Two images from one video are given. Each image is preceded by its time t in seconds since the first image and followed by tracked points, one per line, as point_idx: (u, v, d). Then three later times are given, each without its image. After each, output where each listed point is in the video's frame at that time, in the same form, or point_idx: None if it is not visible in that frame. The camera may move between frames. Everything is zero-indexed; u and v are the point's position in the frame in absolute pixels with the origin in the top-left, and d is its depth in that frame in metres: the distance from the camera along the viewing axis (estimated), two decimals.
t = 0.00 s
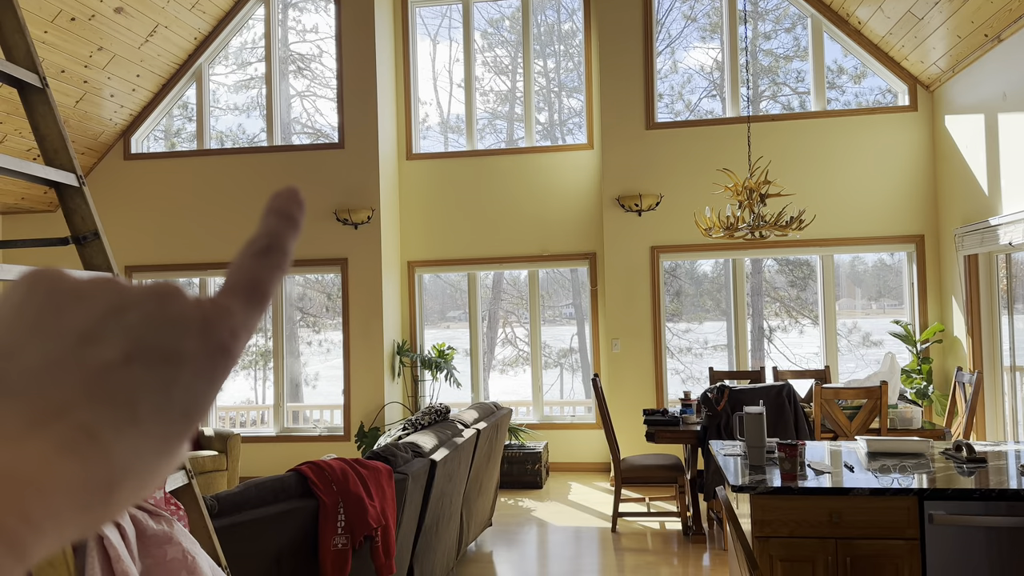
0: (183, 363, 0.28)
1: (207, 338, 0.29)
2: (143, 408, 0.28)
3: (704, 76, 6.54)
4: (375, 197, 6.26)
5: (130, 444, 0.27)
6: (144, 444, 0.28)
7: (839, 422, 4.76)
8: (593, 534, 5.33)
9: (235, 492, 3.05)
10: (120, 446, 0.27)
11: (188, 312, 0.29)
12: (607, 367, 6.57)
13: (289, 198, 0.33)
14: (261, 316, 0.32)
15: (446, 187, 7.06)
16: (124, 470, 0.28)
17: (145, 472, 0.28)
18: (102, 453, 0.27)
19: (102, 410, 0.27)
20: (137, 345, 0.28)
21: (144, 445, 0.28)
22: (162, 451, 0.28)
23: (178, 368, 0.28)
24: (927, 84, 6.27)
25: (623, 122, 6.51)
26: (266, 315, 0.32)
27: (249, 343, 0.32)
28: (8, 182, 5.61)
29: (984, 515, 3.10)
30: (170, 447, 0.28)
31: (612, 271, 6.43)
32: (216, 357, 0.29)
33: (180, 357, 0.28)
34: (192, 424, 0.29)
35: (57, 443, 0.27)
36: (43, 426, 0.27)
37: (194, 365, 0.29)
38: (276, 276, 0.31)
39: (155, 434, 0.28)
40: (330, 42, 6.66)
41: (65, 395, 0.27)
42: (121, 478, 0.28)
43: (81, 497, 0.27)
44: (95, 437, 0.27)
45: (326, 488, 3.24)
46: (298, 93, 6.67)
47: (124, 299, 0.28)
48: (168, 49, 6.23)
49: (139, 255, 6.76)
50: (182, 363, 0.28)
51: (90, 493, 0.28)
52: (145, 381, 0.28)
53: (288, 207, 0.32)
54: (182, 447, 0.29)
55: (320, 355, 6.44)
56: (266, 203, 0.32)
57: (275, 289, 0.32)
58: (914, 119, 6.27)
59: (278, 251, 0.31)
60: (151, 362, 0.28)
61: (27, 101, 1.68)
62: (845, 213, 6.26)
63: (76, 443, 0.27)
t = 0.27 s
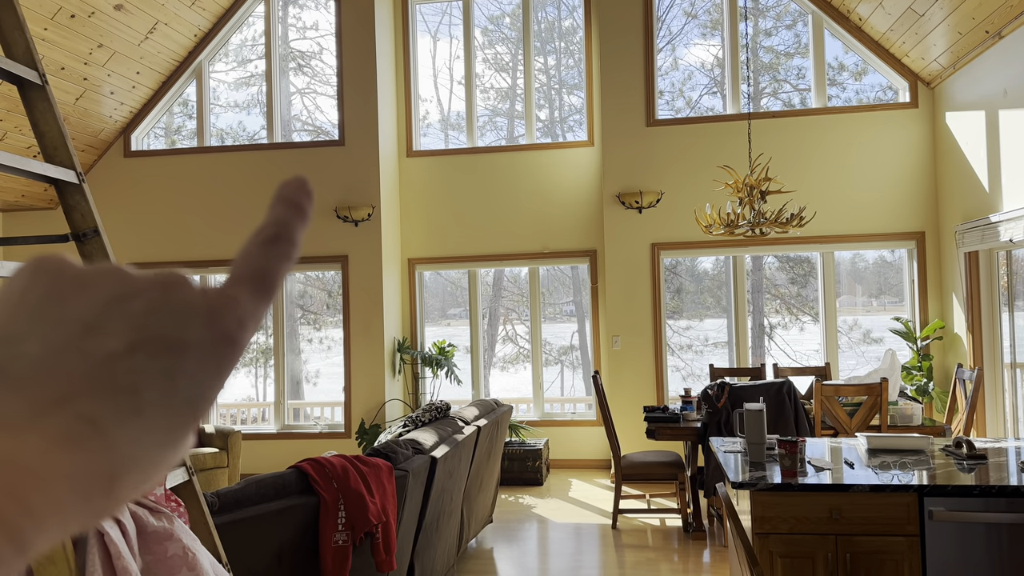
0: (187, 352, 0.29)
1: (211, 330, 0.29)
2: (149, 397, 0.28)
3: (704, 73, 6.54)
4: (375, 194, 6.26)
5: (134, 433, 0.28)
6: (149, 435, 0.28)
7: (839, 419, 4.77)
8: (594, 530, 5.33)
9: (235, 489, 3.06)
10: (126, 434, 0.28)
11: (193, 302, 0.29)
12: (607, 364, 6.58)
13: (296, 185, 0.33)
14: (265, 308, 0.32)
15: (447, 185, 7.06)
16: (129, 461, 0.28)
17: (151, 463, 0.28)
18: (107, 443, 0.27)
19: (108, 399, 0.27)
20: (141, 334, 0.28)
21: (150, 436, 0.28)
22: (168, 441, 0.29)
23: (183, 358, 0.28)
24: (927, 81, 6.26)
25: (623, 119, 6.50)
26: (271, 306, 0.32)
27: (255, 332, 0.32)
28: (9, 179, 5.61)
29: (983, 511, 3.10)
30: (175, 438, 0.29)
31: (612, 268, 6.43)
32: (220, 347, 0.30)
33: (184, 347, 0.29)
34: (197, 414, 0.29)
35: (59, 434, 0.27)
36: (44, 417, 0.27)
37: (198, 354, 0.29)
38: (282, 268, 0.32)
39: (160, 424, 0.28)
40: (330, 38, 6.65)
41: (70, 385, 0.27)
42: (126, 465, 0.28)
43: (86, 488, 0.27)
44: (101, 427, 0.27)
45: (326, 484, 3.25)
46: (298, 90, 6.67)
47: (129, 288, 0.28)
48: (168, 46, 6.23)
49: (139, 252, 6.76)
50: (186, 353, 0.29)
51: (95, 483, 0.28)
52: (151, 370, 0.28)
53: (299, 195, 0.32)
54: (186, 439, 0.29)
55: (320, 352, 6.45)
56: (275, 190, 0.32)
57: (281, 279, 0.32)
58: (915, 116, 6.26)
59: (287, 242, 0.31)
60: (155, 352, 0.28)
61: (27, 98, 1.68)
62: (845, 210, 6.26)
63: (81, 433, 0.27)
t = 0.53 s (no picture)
0: (190, 345, 0.27)
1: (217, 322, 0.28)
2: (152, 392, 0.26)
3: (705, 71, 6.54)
4: (375, 192, 6.25)
5: (138, 427, 0.26)
6: (151, 431, 0.27)
7: (839, 417, 4.77)
8: (594, 528, 5.33)
9: (236, 487, 3.06)
10: (128, 430, 0.26)
11: (199, 294, 0.27)
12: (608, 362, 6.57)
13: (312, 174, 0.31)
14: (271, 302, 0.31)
15: (447, 183, 7.05)
16: (131, 458, 0.26)
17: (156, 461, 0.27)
18: (106, 440, 0.26)
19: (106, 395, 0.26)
20: (142, 327, 0.26)
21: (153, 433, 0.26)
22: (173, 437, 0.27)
23: (186, 350, 0.27)
24: (928, 78, 6.25)
25: (623, 117, 6.50)
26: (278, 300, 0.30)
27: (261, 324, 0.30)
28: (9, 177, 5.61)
29: (984, 509, 3.10)
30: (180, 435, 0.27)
31: (612, 266, 6.43)
32: (224, 340, 0.28)
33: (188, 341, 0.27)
34: (201, 411, 0.28)
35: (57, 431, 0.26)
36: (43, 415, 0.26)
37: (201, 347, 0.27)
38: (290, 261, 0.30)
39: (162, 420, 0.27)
40: (330, 36, 6.65)
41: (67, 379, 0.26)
42: (127, 463, 0.26)
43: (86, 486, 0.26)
44: (100, 424, 0.26)
45: (327, 482, 3.24)
46: (298, 88, 6.66)
47: (134, 281, 0.26)
48: (168, 44, 6.22)
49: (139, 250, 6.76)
50: (190, 346, 0.27)
51: (96, 481, 0.26)
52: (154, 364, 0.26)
53: (309, 186, 0.30)
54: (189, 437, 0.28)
55: (321, 350, 6.45)
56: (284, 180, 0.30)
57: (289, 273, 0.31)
58: (915, 114, 6.26)
59: (296, 234, 0.30)
60: (157, 345, 0.26)
61: (26, 96, 1.67)
62: (846, 208, 6.26)
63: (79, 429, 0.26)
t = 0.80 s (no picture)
0: (175, 330, 0.21)
1: (210, 304, 0.22)
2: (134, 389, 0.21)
3: (705, 69, 6.53)
4: (374, 190, 6.23)
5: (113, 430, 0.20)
6: (128, 440, 0.20)
7: (841, 415, 4.75)
8: (595, 527, 5.32)
9: (235, 486, 3.05)
10: (98, 436, 0.20)
11: (188, 269, 0.21)
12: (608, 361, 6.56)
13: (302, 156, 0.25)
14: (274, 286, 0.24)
15: (447, 181, 7.03)
16: (100, 474, 0.20)
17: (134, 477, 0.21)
18: (73, 444, 0.20)
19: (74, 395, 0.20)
20: (118, 306, 0.20)
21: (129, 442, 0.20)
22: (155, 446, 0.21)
23: (171, 335, 0.21)
24: (929, 76, 6.23)
25: (623, 115, 6.49)
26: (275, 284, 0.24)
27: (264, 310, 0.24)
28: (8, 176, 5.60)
29: (985, 508, 3.10)
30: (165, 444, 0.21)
31: (611, 264, 6.42)
32: (218, 327, 0.22)
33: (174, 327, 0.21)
34: (189, 416, 0.22)
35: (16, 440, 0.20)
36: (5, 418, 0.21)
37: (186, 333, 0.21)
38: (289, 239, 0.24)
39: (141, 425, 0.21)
40: (329, 35, 6.63)
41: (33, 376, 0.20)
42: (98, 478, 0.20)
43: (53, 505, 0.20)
44: (65, 426, 0.20)
45: (326, 482, 3.23)
46: (298, 86, 6.64)
47: (114, 259, 0.21)
48: (167, 42, 6.20)
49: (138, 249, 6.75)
50: (175, 331, 0.21)
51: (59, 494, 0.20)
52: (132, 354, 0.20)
53: (301, 165, 0.24)
54: (178, 448, 0.22)
55: (320, 349, 6.43)
56: (280, 159, 0.25)
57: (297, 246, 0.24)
58: (916, 112, 6.24)
59: (292, 213, 0.24)
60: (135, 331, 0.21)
61: (25, 95, 1.65)
62: (846, 206, 6.24)
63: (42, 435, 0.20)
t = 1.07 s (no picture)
0: (159, 347, 0.23)
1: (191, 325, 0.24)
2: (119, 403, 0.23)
3: (704, 67, 6.52)
4: (374, 188, 6.23)
5: (100, 435, 0.23)
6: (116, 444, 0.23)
7: (839, 413, 4.76)
8: (594, 525, 5.33)
9: (234, 485, 3.05)
10: (91, 440, 0.23)
11: (173, 290, 0.23)
12: (607, 359, 6.56)
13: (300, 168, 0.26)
14: (258, 298, 0.26)
15: (446, 179, 7.03)
16: (95, 473, 0.23)
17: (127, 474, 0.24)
18: (61, 459, 0.23)
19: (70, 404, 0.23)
20: (104, 329, 0.23)
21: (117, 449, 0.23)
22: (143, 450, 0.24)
23: (153, 354, 0.23)
24: (928, 74, 6.22)
25: (622, 113, 6.48)
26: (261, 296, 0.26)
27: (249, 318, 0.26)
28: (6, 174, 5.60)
29: (984, 506, 3.10)
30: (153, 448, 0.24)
31: (611, 263, 6.42)
32: (203, 341, 0.24)
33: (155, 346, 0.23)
34: (174, 423, 0.24)
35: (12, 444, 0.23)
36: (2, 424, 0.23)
37: (169, 349, 0.24)
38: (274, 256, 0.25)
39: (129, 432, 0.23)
40: (328, 33, 6.62)
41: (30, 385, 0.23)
42: (94, 475, 0.23)
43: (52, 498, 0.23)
44: (60, 434, 0.23)
45: (325, 480, 3.23)
46: (297, 84, 6.64)
47: (99, 277, 0.23)
48: (165, 40, 6.19)
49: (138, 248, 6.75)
50: (159, 348, 0.23)
51: (56, 495, 0.23)
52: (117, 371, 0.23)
53: (297, 175, 0.26)
54: (165, 449, 0.25)
55: (319, 348, 6.44)
56: (272, 171, 0.27)
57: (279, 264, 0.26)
58: (915, 110, 6.24)
59: (284, 223, 0.26)
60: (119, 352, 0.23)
61: (21, 93, 1.65)
62: (846, 204, 6.24)
63: (41, 439, 0.23)
